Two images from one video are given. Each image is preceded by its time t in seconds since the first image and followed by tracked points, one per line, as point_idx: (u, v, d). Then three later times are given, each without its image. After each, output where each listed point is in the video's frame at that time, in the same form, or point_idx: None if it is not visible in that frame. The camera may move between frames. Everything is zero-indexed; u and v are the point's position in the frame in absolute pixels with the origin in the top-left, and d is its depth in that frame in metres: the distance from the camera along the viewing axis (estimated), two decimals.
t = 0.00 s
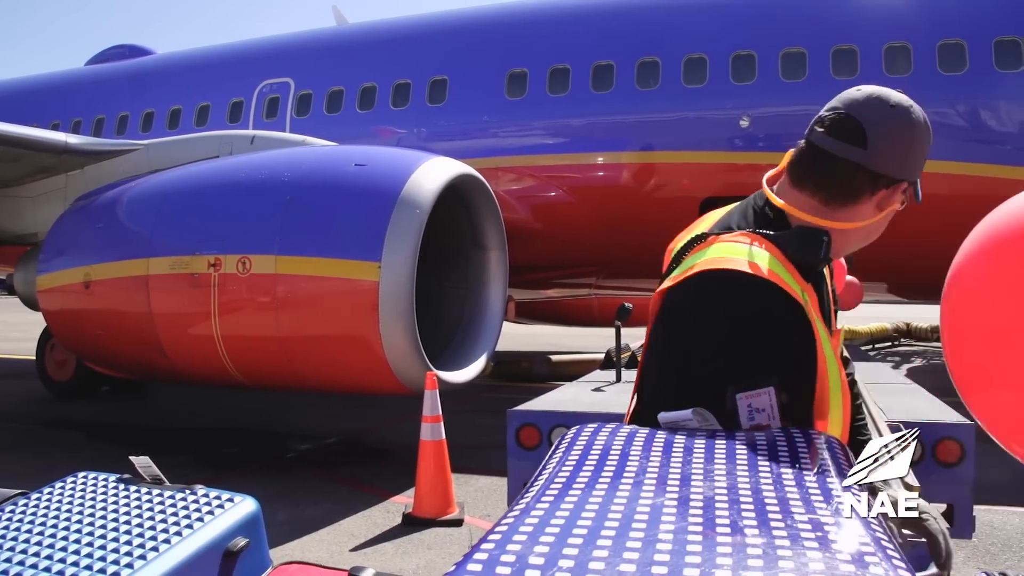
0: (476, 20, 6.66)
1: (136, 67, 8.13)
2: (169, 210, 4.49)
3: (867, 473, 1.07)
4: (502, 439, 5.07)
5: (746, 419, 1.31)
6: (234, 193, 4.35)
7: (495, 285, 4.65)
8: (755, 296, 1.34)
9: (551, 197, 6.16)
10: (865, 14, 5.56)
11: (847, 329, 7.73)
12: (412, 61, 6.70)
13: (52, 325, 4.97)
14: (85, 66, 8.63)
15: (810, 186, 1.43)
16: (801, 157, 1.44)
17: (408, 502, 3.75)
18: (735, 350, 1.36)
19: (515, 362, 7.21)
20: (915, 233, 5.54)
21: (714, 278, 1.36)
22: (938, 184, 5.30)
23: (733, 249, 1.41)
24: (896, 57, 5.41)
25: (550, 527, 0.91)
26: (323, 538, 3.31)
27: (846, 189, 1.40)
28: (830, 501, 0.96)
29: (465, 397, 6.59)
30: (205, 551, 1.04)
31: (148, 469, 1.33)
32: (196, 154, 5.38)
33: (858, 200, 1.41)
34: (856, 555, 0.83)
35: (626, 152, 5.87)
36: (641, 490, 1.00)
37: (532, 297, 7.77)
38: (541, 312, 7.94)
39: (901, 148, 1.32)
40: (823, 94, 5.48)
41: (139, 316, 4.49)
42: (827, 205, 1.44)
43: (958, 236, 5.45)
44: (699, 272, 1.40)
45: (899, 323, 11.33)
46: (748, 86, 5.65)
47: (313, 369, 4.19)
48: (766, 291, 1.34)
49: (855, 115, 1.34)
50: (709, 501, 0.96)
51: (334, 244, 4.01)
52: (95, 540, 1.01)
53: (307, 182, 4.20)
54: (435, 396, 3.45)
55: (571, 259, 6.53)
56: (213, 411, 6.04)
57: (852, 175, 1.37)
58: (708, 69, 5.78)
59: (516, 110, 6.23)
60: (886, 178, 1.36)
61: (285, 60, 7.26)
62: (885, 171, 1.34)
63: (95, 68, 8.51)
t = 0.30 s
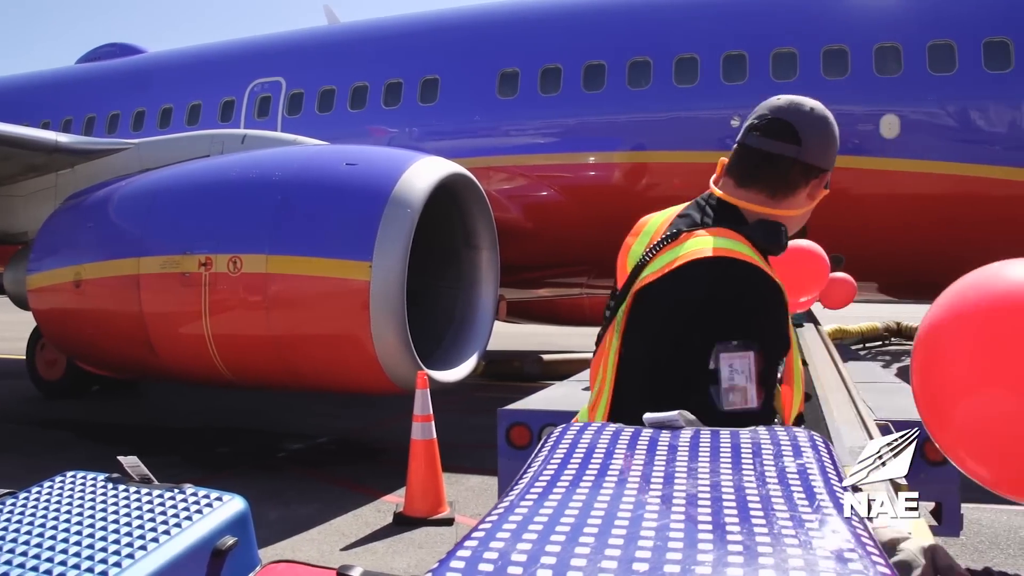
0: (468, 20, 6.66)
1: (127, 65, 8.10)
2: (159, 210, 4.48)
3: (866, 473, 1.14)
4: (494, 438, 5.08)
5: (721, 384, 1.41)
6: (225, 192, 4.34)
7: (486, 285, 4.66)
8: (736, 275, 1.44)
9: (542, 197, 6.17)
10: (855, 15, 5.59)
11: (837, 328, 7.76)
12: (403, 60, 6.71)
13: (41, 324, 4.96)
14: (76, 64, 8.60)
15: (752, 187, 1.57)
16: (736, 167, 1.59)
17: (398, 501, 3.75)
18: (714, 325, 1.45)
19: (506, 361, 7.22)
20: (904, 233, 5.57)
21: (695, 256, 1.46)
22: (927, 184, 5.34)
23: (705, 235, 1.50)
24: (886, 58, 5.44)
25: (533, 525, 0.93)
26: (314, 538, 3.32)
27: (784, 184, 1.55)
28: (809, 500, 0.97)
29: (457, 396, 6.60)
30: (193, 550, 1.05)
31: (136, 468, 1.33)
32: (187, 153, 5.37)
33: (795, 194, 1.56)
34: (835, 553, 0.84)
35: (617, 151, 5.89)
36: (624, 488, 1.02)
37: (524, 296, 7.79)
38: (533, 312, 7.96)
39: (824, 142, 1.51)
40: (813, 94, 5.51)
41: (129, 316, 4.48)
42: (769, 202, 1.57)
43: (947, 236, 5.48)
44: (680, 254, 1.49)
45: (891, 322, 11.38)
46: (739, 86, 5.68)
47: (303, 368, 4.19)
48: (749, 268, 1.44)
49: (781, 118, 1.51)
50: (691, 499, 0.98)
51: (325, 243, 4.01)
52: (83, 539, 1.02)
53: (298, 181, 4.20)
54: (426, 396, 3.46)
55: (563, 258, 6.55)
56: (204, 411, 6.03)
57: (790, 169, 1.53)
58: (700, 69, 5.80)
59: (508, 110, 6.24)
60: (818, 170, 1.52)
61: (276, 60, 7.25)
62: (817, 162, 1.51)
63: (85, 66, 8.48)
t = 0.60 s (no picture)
0: (458, 19, 6.67)
1: (115, 65, 8.07)
2: (148, 210, 4.47)
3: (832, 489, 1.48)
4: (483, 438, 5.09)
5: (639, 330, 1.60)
6: (215, 192, 4.34)
7: (476, 285, 4.68)
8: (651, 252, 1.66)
9: (532, 197, 6.19)
10: (843, 17, 5.63)
11: (825, 328, 7.81)
12: (393, 60, 6.71)
13: (30, 324, 4.94)
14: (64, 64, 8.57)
15: (645, 208, 1.76)
16: (628, 196, 1.79)
17: (388, 501, 3.76)
18: (629, 294, 1.65)
19: (496, 361, 7.24)
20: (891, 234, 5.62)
21: (611, 244, 1.72)
22: (914, 184, 5.38)
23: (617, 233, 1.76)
24: (874, 59, 5.48)
25: (516, 525, 0.94)
26: (303, 538, 3.32)
27: (670, 199, 1.73)
28: (787, 499, 0.99)
29: (446, 396, 6.61)
30: (181, 550, 1.06)
31: (124, 469, 1.34)
32: (176, 153, 5.36)
33: (682, 205, 1.74)
34: (811, 551, 0.86)
35: (607, 152, 5.91)
36: (606, 488, 1.03)
37: (514, 296, 7.80)
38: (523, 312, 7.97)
39: (695, 157, 1.72)
40: (802, 95, 5.55)
41: (118, 316, 4.47)
42: (663, 217, 1.75)
43: (933, 237, 5.53)
44: (600, 245, 1.74)
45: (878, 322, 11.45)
46: (728, 87, 5.71)
47: (293, 369, 4.20)
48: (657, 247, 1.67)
49: (655, 147, 1.73)
50: (672, 499, 1.00)
51: (315, 243, 4.01)
52: (70, 540, 1.03)
53: (288, 182, 4.20)
54: (415, 396, 3.47)
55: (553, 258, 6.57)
56: (193, 411, 6.03)
57: (672, 185, 1.72)
58: (689, 70, 5.83)
59: (498, 110, 6.26)
60: (695, 181, 1.72)
61: (266, 59, 7.24)
62: (692, 174, 1.71)
63: (74, 65, 8.45)
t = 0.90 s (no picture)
0: (447, 19, 6.68)
1: (102, 64, 8.04)
2: (136, 209, 4.46)
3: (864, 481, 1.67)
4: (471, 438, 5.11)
5: (606, 298, 1.73)
6: (203, 192, 4.34)
7: (464, 285, 4.71)
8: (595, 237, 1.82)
9: (520, 197, 6.21)
10: (829, 18, 5.68)
11: (811, 328, 7.87)
12: (382, 60, 6.71)
13: (15, 324, 4.91)
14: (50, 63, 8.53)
15: (568, 214, 1.96)
16: (554, 204, 2.01)
17: (376, 501, 3.77)
18: (580, 273, 1.80)
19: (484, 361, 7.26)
20: (876, 234, 5.68)
21: (556, 229, 1.89)
22: (899, 185, 5.45)
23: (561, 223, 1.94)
24: (861, 61, 5.53)
25: (496, 522, 0.96)
26: (291, 538, 3.33)
27: (587, 203, 1.94)
28: (763, 497, 1.01)
29: (434, 396, 6.63)
30: (168, 550, 1.08)
31: (112, 469, 1.35)
32: (164, 153, 5.35)
33: (600, 209, 1.94)
34: (783, 546, 0.89)
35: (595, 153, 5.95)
36: (586, 486, 1.06)
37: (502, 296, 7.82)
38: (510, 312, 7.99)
39: (604, 166, 1.92)
40: (789, 96, 5.59)
41: (105, 317, 4.46)
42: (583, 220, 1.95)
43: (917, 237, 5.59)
44: (541, 236, 1.91)
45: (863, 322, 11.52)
46: (715, 88, 5.75)
47: (280, 369, 4.21)
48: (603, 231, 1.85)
49: (571, 160, 1.95)
50: (651, 496, 1.02)
51: (304, 244, 4.02)
52: (60, 540, 1.04)
53: (278, 182, 4.21)
54: (403, 397, 3.49)
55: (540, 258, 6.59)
56: (181, 411, 6.02)
57: (586, 191, 1.93)
58: (677, 71, 5.87)
59: (486, 110, 6.27)
60: (606, 186, 1.92)
61: (254, 59, 7.22)
62: (602, 180, 1.91)
63: (60, 64, 8.40)
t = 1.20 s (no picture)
0: (433, 19, 6.68)
1: (86, 62, 7.99)
2: (121, 208, 4.44)
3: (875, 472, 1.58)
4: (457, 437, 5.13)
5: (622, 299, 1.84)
6: (189, 191, 4.33)
7: (450, 284, 4.72)
8: (590, 239, 1.88)
9: (506, 197, 6.22)
10: (813, 20, 5.73)
11: (795, 328, 7.93)
12: (368, 60, 6.71)
13: None
14: (33, 60, 8.47)
15: (534, 216, 2.00)
16: (519, 206, 2.04)
17: (362, 501, 3.78)
18: (583, 275, 1.84)
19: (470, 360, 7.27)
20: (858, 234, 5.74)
21: (541, 227, 1.91)
22: (882, 186, 5.51)
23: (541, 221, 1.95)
24: (845, 62, 5.59)
25: (482, 518, 0.98)
26: (277, 538, 3.34)
27: (552, 206, 1.99)
28: (744, 492, 1.04)
29: (420, 395, 6.64)
30: (155, 548, 1.09)
31: (99, 468, 1.36)
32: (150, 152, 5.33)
33: (565, 212, 1.99)
34: (761, 539, 0.91)
35: (581, 153, 5.98)
36: (570, 483, 1.08)
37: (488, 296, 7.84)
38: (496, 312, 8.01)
39: (568, 170, 1.97)
40: (774, 97, 5.64)
41: (89, 316, 4.44)
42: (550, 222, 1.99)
43: (898, 237, 5.66)
44: (527, 233, 1.92)
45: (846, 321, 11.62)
46: (701, 88, 5.79)
47: (266, 368, 4.21)
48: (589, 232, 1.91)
49: (534, 163, 1.99)
50: (633, 493, 1.04)
51: (291, 243, 4.03)
52: (48, 539, 1.05)
53: (265, 181, 4.21)
54: (389, 396, 3.50)
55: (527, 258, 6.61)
56: (167, 411, 5.99)
57: (552, 195, 1.97)
58: (663, 71, 5.90)
59: (472, 110, 6.29)
60: (570, 189, 1.97)
61: (240, 58, 7.20)
62: (566, 184, 1.95)
63: (43, 62, 8.35)
